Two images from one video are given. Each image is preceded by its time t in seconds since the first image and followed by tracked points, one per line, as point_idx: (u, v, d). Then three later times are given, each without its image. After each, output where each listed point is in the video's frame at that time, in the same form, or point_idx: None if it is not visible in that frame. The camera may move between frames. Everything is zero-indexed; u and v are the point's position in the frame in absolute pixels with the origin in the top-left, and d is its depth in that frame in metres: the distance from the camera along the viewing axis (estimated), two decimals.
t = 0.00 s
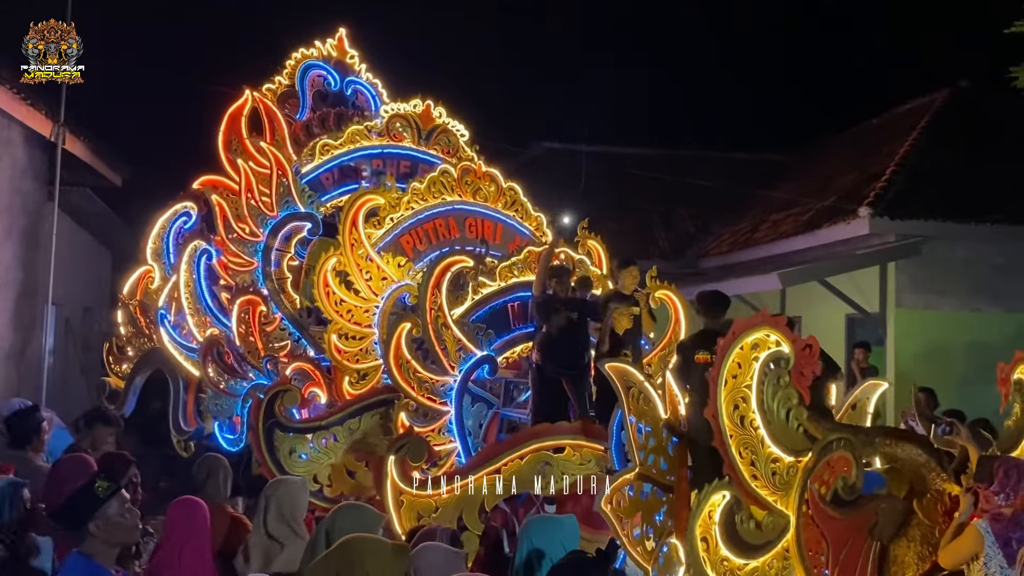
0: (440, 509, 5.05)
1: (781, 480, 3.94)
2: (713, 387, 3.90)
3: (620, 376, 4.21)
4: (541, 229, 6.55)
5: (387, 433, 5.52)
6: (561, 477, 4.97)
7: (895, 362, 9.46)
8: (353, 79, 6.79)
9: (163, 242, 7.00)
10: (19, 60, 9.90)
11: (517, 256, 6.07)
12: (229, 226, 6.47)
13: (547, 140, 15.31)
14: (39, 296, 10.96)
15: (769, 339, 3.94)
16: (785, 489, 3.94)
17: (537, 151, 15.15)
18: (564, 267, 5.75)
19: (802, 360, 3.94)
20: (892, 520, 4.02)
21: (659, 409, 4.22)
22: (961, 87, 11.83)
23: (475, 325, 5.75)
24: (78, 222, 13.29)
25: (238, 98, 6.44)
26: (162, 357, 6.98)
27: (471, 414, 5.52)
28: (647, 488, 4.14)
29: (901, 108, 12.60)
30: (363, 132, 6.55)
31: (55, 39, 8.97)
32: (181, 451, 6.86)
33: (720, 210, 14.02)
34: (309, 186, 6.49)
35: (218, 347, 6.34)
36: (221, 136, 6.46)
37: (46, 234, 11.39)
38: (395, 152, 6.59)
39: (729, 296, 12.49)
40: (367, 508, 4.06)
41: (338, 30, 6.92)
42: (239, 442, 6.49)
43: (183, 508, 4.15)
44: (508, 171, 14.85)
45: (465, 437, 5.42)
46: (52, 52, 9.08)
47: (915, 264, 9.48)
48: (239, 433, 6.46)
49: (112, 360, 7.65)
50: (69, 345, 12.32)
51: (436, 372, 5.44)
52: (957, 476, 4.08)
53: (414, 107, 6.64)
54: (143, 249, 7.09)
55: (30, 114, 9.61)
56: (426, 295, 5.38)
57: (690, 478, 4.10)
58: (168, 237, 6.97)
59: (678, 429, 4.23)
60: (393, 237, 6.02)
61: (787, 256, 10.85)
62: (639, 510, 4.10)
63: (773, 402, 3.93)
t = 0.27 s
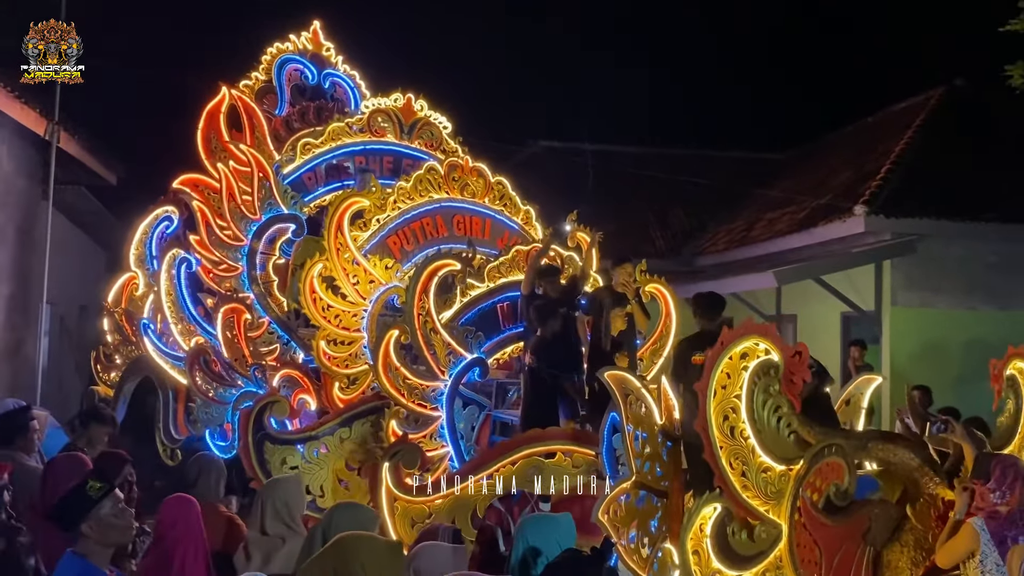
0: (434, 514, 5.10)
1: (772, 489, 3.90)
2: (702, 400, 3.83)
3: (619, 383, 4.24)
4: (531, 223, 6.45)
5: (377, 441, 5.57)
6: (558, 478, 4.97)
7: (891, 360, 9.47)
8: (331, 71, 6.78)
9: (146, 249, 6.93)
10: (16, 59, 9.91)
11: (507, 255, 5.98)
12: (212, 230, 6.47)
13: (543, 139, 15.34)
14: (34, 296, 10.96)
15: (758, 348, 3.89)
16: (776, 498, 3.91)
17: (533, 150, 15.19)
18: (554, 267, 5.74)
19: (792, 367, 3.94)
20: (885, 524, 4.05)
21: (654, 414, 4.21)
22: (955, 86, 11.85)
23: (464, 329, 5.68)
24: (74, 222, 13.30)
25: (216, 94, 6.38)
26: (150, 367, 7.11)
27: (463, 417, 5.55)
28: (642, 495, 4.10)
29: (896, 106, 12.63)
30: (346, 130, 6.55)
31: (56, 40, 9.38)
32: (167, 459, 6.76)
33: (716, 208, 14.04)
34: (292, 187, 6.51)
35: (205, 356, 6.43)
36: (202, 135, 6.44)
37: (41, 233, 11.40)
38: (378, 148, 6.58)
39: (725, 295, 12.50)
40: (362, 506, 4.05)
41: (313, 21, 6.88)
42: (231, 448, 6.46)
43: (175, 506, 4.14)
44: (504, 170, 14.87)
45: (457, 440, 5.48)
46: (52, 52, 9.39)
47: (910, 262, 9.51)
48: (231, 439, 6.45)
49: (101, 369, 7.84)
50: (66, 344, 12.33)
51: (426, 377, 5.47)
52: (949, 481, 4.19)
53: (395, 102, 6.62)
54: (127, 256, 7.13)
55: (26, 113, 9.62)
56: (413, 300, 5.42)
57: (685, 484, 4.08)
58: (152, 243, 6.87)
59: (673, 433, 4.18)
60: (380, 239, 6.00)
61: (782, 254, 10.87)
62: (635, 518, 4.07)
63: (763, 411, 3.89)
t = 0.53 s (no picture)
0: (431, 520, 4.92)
1: (765, 497, 3.93)
2: (693, 410, 3.89)
3: (606, 390, 4.24)
4: (521, 217, 6.37)
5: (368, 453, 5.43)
6: (559, 478, 4.85)
7: (887, 358, 9.48)
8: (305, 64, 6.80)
9: (128, 256, 6.83)
10: (13, 58, 9.91)
11: (496, 255, 5.96)
12: (193, 240, 6.23)
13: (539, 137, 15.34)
14: (29, 295, 10.93)
15: (750, 355, 3.89)
16: (769, 506, 3.93)
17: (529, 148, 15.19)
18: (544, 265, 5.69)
19: (784, 373, 3.90)
20: (878, 527, 4.04)
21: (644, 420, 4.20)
22: (951, 84, 11.86)
23: (453, 332, 5.62)
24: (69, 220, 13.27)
25: (189, 94, 6.32)
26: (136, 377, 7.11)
27: (455, 421, 5.44)
28: (635, 501, 4.11)
29: (891, 105, 12.63)
30: (325, 128, 6.46)
31: (56, 40, 9.21)
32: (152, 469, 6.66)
33: (712, 207, 14.04)
34: (273, 190, 6.45)
35: (192, 366, 6.35)
36: (178, 135, 6.30)
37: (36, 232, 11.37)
38: (358, 145, 6.51)
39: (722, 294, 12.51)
40: (357, 505, 4.05)
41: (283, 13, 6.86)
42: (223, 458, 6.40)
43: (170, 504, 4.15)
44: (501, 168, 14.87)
45: (450, 445, 5.37)
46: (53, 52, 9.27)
47: (905, 261, 9.52)
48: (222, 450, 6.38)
49: (89, 381, 7.74)
50: (60, 344, 12.30)
51: (416, 384, 5.44)
52: (943, 482, 4.09)
53: (375, 97, 6.54)
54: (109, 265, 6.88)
55: (21, 112, 9.60)
56: (401, 306, 5.39)
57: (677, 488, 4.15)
58: (133, 250, 6.81)
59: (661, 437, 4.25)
60: (366, 241, 6.00)
61: (778, 253, 10.88)
62: (629, 526, 4.10)
63: (756, 419, 3.90)
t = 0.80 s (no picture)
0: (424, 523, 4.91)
1: (756, 500, 3.91)
2: (681, 414, 3.90)
3: (593, 395, 4.29)
4: (510, 212, 6.36)
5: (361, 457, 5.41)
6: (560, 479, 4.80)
7: (884, 357, 9.48)
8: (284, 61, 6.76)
9: (113, 263, 6.31)
10: (9, 58, 9.89)
11: (484, 256, 6.08)
12: (178, 246, 6.12)
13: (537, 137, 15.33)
14: (25, 295, 10.91)
15: (737, 358, 3.89)
16: (761, 508, 3.92)
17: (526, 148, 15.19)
18: (541, 267, 5.89)
19: (773, 375, 3.87)
20: (871, 527, 4.04)
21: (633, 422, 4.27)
22: (947, 84, 11.86)
23: (444, 335, 5.62)
24: (65, 219, 13.22)
25: (168, 95, 6.22)
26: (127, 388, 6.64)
27: (448, 424, 5.57)
28: (626, 504, 4.18)
29: (888, 105, 12.63)
30: (307, 127, 6.41)
31: (56, 40, 9.25)
32: (143, 479, 6.19)
33: (709, 206, 14.04)
34: (257, 193, 6.39)
35: (181, 375, 5.99)
36: (159, 136, 6.22)
37: (32, 231, 11.34)
38: (343, 144, 6.49)
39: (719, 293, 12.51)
40: (353, 505, 4.05)
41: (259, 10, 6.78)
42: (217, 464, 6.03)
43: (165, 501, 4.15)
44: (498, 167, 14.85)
45: (443, 448, 5.47)
46: (52, 52, 9.34)
47: (902, 260, 9.52)
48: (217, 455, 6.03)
49: (79, 390, 6.97)
50: (56, 344, 12.25)
51: (408, 388, 5.44)
52: (936, 482, 4.15)
53: (357, 94, 6.49)
54: (92, 272, 6.34)
55: (17, 112, 9.57)
56: (389, 311, 5.38)
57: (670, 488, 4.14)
58: (119, 258, 6.29)
59: (654, 437, 4.25)
60: (353, 244, 5.99)
61: (776, 252, 10.88)
62: (619, 528, 4.16)
63: (744, 421, 3.90)
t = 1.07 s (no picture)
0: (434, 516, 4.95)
1: (751, 504, 3.87)
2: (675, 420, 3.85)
3: (585, 399, 4.30)
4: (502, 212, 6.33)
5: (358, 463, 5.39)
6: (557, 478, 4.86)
7: (882, 357, 9.49)
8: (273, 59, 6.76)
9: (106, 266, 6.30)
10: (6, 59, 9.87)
11: (476, 257, 6.03)
12: (168, 250, 6.15)
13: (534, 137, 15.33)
14: (22, 296, 10.89)
15: (731, 362, 3.84)
16: (756, 512, 3.88)
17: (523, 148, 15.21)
18: (543, 269, 5.95)
19: (768, 378, 3.83)
20: (866, 528, 4.07)
21: (627, 424, 4.24)
22: (944, 84, 11.87)
23: (438, 338, 5.64)
24: (61, 220, 13.20)
25: (158, 97, 6.24)
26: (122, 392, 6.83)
27: (444, 425, 5.53)
28: (621, 506, 4.15)
29: (885, 104, 12.64)
30: (298, 128, 6.38)
31: (57, 40, 9.27)
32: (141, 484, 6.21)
33: (707, 206, 14.05)
34: (249, 196, 6.40)
35: (175, 381, 5.99)
36: (151, 138, 6.21)
37: (29, 232, 11.32)
38: (334, 145, 6.47)
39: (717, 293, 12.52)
40: (349, 505, 4.03)
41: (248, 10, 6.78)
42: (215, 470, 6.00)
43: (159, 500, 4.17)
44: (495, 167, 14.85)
45: (439, 450, 5.45)
46: (52, 54, 9.31)
47: (899, 260, 9.53)
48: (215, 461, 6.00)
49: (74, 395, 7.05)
50: (54, 345, 12.25)
51: (403, 391, 5.43)
52: (931, 482, 4.18)
53: (347, 94, 6.48)
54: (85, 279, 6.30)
55: (14, 113, 9.55)
56: (383, 314, 5.38)
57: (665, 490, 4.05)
58: (112, 262, 6.29)
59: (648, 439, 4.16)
60: (346, 246, 5.99)
61: (773, 252, 10.89)
62: (615, 531, 4.11)
63: (739, 425, 3.86)
